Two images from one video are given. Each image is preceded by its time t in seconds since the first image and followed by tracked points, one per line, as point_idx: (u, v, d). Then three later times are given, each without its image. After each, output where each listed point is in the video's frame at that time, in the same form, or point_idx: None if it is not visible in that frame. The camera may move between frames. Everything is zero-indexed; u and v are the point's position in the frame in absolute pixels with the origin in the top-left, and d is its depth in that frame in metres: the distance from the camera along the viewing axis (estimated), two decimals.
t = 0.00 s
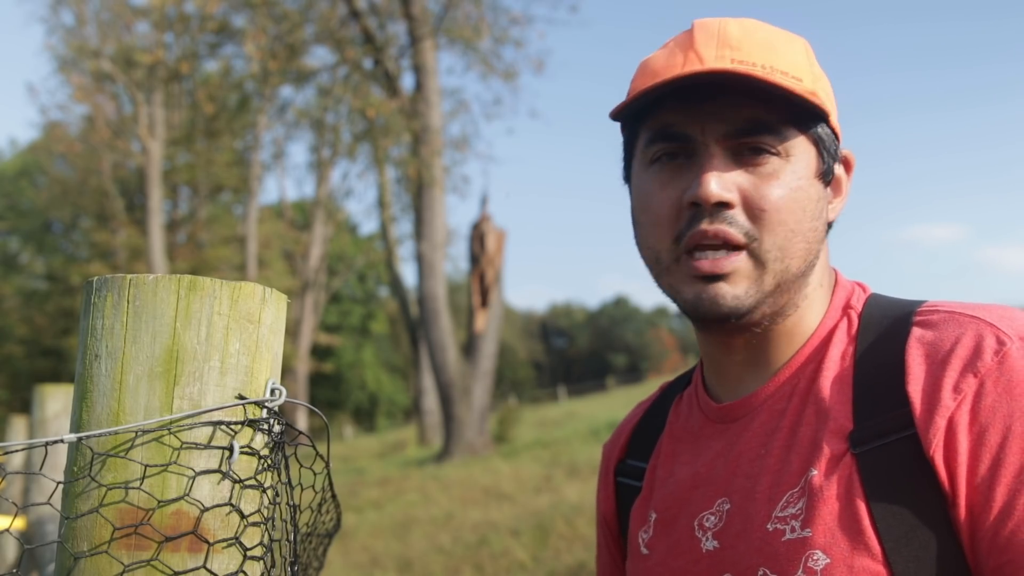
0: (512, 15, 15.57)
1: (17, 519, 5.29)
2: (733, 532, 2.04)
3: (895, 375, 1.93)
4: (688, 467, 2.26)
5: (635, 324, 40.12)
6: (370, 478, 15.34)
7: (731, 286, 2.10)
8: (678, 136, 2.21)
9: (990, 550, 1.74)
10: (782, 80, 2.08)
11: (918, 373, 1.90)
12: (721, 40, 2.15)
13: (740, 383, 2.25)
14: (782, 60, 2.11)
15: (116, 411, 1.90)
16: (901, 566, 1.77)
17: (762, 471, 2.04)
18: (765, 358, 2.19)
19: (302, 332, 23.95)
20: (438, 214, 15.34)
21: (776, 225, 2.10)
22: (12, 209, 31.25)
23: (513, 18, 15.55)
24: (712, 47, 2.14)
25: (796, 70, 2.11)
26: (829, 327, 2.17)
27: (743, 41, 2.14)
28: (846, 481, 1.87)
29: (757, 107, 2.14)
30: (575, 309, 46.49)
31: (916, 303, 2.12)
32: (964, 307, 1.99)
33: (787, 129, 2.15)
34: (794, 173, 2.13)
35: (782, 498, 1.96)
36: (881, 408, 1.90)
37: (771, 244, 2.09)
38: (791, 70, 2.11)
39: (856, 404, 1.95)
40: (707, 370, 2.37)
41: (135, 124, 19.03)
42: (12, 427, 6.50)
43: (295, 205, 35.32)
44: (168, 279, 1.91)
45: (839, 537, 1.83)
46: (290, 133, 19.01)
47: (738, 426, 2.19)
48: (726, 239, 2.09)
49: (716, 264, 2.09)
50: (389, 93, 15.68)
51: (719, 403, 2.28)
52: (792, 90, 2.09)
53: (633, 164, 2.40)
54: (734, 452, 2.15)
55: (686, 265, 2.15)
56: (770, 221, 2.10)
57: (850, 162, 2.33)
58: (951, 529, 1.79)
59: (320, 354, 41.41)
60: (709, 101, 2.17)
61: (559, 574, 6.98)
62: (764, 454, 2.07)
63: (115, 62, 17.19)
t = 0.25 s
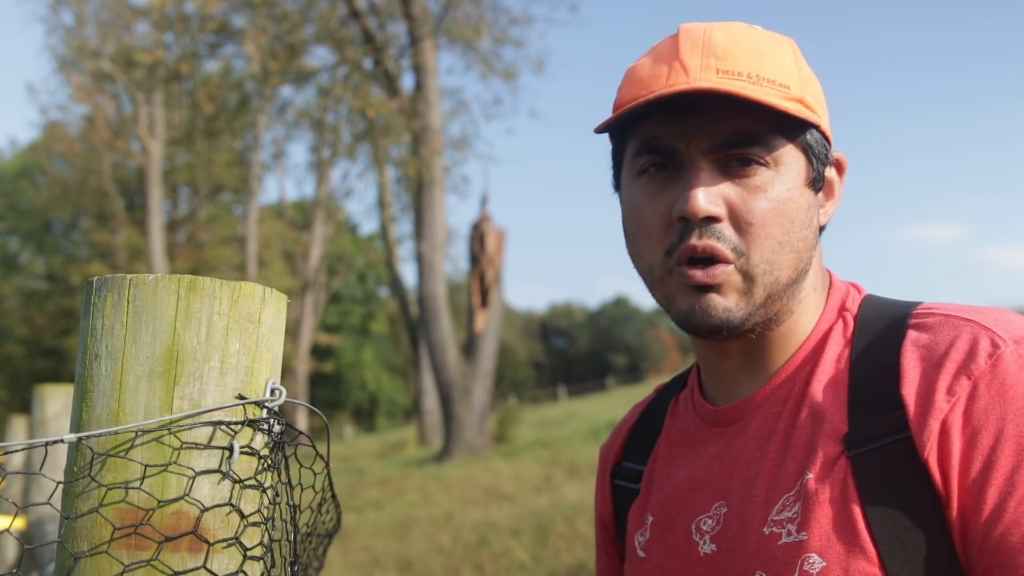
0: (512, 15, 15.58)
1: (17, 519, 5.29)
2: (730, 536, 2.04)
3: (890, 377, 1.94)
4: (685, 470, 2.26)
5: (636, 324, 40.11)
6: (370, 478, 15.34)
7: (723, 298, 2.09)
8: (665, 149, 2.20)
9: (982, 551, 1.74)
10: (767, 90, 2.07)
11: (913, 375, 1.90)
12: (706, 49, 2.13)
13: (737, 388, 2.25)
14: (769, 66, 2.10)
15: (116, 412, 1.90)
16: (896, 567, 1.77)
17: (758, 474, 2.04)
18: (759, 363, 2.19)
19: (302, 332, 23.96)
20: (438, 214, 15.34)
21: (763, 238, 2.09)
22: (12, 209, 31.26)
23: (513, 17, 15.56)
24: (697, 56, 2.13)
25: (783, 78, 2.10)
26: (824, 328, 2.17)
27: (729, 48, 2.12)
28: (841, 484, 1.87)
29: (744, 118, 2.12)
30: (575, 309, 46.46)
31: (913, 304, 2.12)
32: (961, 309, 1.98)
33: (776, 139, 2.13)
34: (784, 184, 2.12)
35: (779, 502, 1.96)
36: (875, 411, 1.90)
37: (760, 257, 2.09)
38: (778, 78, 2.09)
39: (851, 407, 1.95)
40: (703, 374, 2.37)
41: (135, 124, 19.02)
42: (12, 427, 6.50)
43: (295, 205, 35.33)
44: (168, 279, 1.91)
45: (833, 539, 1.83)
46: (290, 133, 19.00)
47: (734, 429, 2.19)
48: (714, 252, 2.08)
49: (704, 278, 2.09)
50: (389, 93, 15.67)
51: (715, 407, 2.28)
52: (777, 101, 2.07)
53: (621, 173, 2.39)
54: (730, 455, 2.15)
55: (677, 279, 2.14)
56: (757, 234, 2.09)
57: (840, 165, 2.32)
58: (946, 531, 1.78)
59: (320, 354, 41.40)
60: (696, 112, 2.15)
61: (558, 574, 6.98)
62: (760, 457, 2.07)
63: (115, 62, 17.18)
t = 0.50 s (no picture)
0: (512, 15, 15.59)
1: (17, 519, 5.30)
2: (728, 536, 2.04)
3: (890, 378, 1.94)
4: (685, 470, 2.26)
5: (636, 324, 40.12)
6: (370, 478, 15.33)
7: (727, 301, 2.09)
8: (672, 150, 2.20)
9: (978, 554, 1.74)
10: (778, 92, 2.07)
11: (912, 377, 1.90)
12: (717, 50, 2.13)
13: (737, 388, 2.25)
14: (778, 69, 2.10)
15: (116, 412, 1.90)
16: (893, 569, 1.77)
17: (757, 474, 2.05)
18: (760, 363, 2.19)
19: (302, 332, 23.95)
20: (438, 214, 15.34)
21: (768, 242, 2.09)
22: (12, 209, 31.26)
23: (513, 18, 15.57)
24: (708, 57, 2.13)
25: (792, 81, 2.10)
26: (825, 329, 2.17)
27: (740, 49, 2.11)
28: (840, 485, 1.87)
29: (752, 121, 2.12)
30: (575, 309, 46.46)
31: (913, 305, 2.11)
32: (959, 312, 1.99)
33: (784, 142, 2.13)
34: (791, 187, 2.13)
35: (777, 502, 1.96)
36: (873, 411, 1.91)
37: (764, 262, 2.09)
38: (787, 81, 2.09)
39: (850, 407, 1.95)
40: (704, 374, 2.37)
41: (135, 124, 19.02)
42: (12, 427, 6.51)
43: (295, 205, 35.33)
44: (168, 279, 1.91)
45: (832, 541, 1.83)
46: (290, 133, 19.01)
47: (734, 429, 2.19)
48: (720, 254, 2.08)
49: (711, 280, 2.09)
50: (389, 93, 15.66)
51: (716, 407, 2.28)
52: (786, 103, 2.07)
53: (625, 171, 2.39)
54: (730, 455, 2.15)
55: (683, 280, 2.14)
56: (763, 237, 2.09)
57: (845, 167, 2.32)
58: (942, 533, 1.78)
59: (320, 354, 41.40)
60: (703, 114, 2.15)
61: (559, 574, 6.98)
62: (760, 457, 2.07)
63: (115, 62, 17.16)
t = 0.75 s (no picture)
0: (512, 15, 15.60)
1: (17, 519, 5.30)
2: (732, 534, 2.04)
3: (894, 379, 1.94)
4: (688, 468, 2.26)
5: (636, 324, 40.12)
6: (370, 478, 15.33)
7: (722, 312, 2.09)
8: (656, 166, 2.16)
9: (981, 553, 1.74)
10: (756, 97, 2.05)
11: (917, 376, 1.91)
12: (694, 60, 2.11)
13: (740, 386, 2.25)
14: (758, 73, 2.07)
15: (116, 412, 1.90)
16: (896, 567, 1.77)
17: (760, 472, 2.05)
18: (762, 364, 2.19)
19: (302, 331, 23.94)
20: (438, 214, 15.34)
21: (759, 252, 2.07)
22: (12, 209, 31.28)
23: (513, 18, 15.59)
24: (684, 69, 2.11)
25: (772, 83, 2.07)
26: (829, 329, 2.17)
27: (716, 56, 2.09)
28: (844, 483, 1.87)
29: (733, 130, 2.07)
30: (575, 309, 46.46)
31: (917, 306, 2.11)
32: (965, 312, 1.99)
33: (766, 148, 2.08)
34: (780, 192, 2.09)
35: (780, 499, 1.96)
36: (878, 409, 1.91)
37: (759, 270, 2.08)
38: (767, 84, 2.07)
39: (855, 405, 1.95)
40: (708, 372, 2.37)
41: (135, 124, 19.02)
42: (12, 427, 6.51)
43: (295, 205, 35.33)
44: (168, 279, 1.91)
45: (835, 538, 1.83)
46: (290, 133, 19.02)
47: (738, 427, 2.19)
48: (711, 267, 2.07)
49: (704, 291, 2.09)
50: (389, 93, 15.64)
51: (719, 405, 2.28)
52: (768, 106, 2.05)
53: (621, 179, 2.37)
54: (733, 454, 2.15)
55: (678, 294, 2.13)
56: (753, 248, 2.07)
57: (844, 158, 2.28)
58: (947, 531, 1.79)
59: (320, 354, 41.41)
60: (681, 132, 2.10)
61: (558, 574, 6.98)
62: (763, 455, 2.07)
63: (115, 62, 17.14)
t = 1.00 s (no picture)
0: (512, 15, 15.62)
1: (17, 519, 5.31)
2: (736, 531, 2.05)
3: (902, 381, 1.93)
4: (693, 466, 2.26)
5: (636, 324, 40.13)
6: (369, 478, 15.33)
7: (697, 333, 2.08)
8: (616, 206, 2.13)
9: (982, 555, 1.75)
10: (696, 130, 2.03)
11: (925, 377, 1.90)
12: (637, 97, 2.10)
13: (745, 387, 2.24)
14: (698, 102, 2.05)
15: (116, 412, 1.90)
16: (900, 566, 1.77)
17: (765, 471, 2.05)
18: (764, 367, 2.18)
19: (302, 331, 23.94)
20: (438, 214, 15.33)
21: (722, 279, 2.03)
22: (12, 209, 31.28)
23: (513, 18, 15.61)
24: (629, 108, 2.11)
25: (715, 110, 2.04)
26: (835, 331, 2.16)
27: (655, 91, 2.07)
28: (850, 482, 1.88)
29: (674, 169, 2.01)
30: (575, 309, 46.46)
31: (927, 307, 2.11)
32: (975, 313, 1.98)
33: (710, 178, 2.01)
34: (739, 218, 2.03)
35: (785, 497, 1.97)
36: (884, 408, 1.91)
37: (726, 297, 2.04)
38: (709, 112, 2.04)
39: (863, 405, 1.95)
40: (713, 371, 2.36)
41: (135, 124, 19.02)
42: (12, 427, 6.51)
43: (295, 205, 35.33)
44: (168, 279, 1.91)
45: (839, 537, 1.84)
46: (290, 133, 19.03)
47: (742, 427, 2.19)
48: (675, 300, 2.05)
49: (674, 321, 2.07)
50: (389, 93, 15.63)
51: (724, 403, 2.27)
52: (710, 136, 2.02)
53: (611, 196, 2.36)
54: (739, 452, 2.16)
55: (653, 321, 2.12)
56: (716, 276, 2.03)
57: (828, 158, 2.18)
58: (949, 531, 1.79)
59: (320, 354, 41.41)
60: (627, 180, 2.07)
61: (559, 574, 6.97)
62: (769, 454, 2.08)
63: (115, 62, 17.13)
